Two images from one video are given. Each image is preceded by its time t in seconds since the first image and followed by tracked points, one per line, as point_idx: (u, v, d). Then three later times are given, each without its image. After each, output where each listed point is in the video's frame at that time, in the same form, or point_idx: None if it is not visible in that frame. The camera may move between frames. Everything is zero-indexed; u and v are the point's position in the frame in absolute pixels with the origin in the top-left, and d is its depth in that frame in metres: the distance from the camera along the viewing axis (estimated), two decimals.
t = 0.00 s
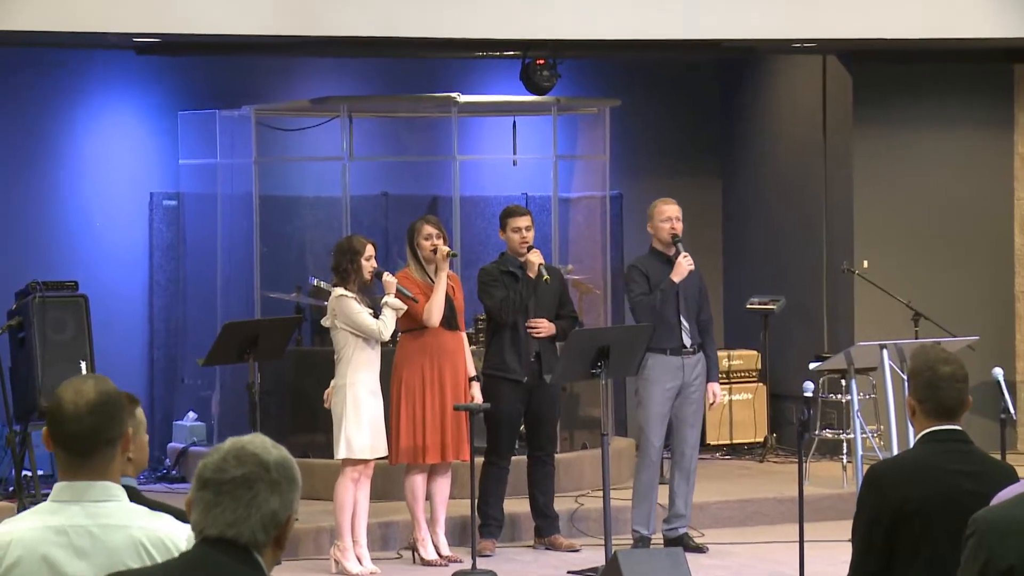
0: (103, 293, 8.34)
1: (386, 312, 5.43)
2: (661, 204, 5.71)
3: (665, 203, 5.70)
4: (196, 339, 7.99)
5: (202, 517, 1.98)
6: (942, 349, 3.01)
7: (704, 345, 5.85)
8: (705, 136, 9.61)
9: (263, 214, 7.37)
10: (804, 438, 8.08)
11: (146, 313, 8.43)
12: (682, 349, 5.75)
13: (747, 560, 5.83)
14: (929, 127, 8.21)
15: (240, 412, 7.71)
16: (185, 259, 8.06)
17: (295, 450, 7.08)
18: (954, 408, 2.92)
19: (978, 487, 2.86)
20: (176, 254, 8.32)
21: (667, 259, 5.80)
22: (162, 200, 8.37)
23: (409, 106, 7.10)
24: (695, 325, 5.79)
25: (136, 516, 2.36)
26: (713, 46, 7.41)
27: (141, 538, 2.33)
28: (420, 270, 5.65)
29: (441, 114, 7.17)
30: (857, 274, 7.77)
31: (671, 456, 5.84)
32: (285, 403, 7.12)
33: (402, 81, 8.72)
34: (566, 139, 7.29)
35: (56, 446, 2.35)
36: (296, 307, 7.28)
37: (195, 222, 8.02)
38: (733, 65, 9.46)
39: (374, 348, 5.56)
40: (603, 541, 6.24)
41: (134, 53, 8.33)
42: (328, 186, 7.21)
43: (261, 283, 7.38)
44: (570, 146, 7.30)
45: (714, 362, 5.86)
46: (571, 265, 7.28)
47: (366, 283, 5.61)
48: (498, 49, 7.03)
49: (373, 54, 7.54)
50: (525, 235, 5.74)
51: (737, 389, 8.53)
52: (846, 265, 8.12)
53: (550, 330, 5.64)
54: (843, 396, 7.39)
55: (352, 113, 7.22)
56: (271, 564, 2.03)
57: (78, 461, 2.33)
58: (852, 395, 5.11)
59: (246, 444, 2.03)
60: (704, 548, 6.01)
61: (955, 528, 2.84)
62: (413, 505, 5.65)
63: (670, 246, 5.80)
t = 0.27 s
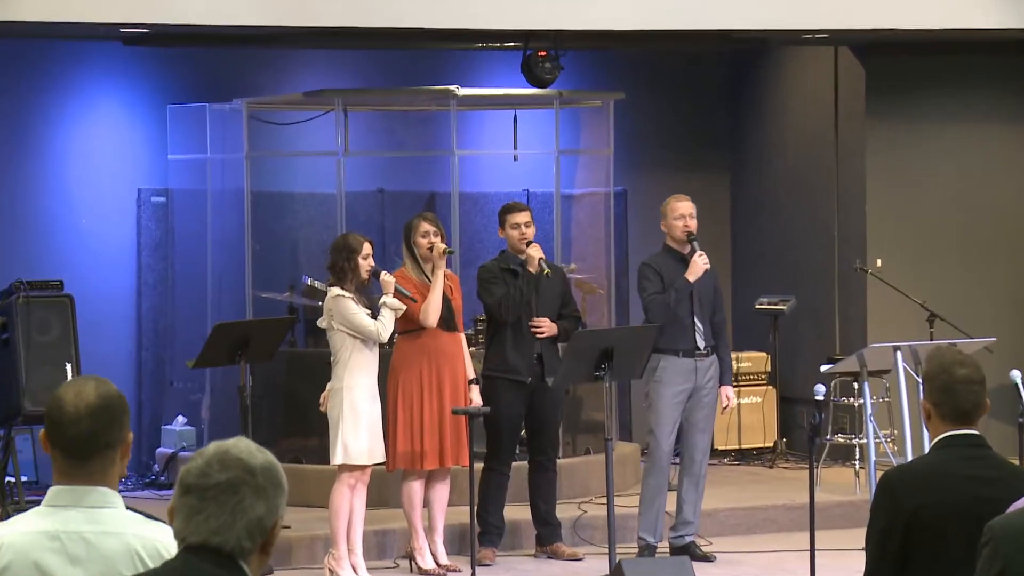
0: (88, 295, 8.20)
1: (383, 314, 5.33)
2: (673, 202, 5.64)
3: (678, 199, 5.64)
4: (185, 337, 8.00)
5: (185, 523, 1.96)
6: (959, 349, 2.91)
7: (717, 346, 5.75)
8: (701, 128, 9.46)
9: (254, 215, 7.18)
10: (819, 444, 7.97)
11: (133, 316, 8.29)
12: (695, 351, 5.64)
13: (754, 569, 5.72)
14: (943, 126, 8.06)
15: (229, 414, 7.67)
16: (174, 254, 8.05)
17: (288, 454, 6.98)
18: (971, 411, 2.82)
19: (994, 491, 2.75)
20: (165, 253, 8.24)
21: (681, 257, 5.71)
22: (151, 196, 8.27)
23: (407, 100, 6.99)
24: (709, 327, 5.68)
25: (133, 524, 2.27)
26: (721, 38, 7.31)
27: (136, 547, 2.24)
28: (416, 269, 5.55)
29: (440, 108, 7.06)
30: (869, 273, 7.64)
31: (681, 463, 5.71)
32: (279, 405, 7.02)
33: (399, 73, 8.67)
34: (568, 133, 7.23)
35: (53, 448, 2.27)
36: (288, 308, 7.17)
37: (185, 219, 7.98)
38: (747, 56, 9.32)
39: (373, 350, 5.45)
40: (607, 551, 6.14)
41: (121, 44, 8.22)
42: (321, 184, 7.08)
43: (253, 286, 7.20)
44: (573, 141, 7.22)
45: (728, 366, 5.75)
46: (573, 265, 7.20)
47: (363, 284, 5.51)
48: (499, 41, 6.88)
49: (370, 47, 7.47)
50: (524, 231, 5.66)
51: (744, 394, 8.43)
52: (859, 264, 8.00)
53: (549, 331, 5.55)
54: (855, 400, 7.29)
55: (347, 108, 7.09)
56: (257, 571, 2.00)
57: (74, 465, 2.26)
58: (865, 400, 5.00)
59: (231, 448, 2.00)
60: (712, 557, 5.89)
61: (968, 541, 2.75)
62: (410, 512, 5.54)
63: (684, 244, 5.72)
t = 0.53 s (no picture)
0: (71, 295, 8.09)
1: (381, 313, 5.23)
2: (685, 198, 5.54)
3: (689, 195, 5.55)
4: (173, 335, 7.89)
5: (168, 531, 1.93)
6: (974, 350, 2.84)
7: (728, 348, 5.64)
8: (699, 122, 9.35)
9: (246, 215, 7.12)
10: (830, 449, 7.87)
11: (120, 315, 8.19)
12: (702, 352, 5.53)
13: None
14: (952, 125, 7.97)
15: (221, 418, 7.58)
16: (162, 251, 7.94)
17: (282, 458, 6.88)
18: (988, 415, 2.73)
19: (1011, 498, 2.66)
20: (153, 250, 8.15)
21: (693, 255, 5.62)
22: (139, 192, 8.18)
23: (401, 93, 6.89)
24: (719, 328, 5.57)
25: (114, 530, 2.18)
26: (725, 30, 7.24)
27: (116, 552, 2.14)
28: (412, 267, 5.46)
29: (438, 100, 6.96)
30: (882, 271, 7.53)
31: (687, 468, 5.59)
32: (269, 408, 6.92)
33: (395, 64, 8.54)
34: (571, 128, 7.08)
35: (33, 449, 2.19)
36: (280, 308, 7.08)
37: (174, 214, 7.90)
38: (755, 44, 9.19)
39: (369, 351, 5.36)
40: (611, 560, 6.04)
41: (107, 34, 8.12)
42: (316, 178, 7.01)
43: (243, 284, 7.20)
44: (575, 136, 7.08)
45: (737, 371, 5.65)
46: (575, 264, 7.07)
47: (360, 284, 5.41)
48: (499, 32, 6.77)
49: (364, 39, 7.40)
50: (523, 227, 5.56)
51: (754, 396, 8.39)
52: (871, 262, 7.91)
53: (548, 331, 5.49)
54: (868, 403, 7.20)
55: (341, 100, 7.02)
56: None
57: (53, 467, 2.18)
58: (879, 403, 4.98)
59: (214, 453, 1.97)
60: (718, 566, 5.79)
61: (981, 550, 2.66)
62: (405, 519, 5.44)
63: (695, 242, 5.63)
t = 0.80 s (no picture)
0: (55, 293, 8.01)
1: (377, 314, 5.12)
2: (695, 194, 5.43)
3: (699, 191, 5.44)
4: (161, 336, 7.78)
5: (151, 540, 1.84)
6: (994, 352, 2.78)
7: (737, 350, 5.56)
8: (699, 120, 9.25)
9: (237, 211, 7.11)
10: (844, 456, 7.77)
11: (106, 313, 8.12)
12: (709, 355, 5.44)
13: None
14: (960, 123, 7.88)
15: (210, 421, 7.48)
16: (151, 248, 7.84)
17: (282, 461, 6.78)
18: (1007, 421, 2.66)
19: None
20: (140, 248, 8.04)
21: (699, 254, 5.52)
22: (126, 188, 8.08)
23: (397, 85, 6.78)
24: (728, 329, 5.49)
25: (88, 537, 2.12)
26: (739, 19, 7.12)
27: (91, 557, 2.08)
28: (409, 267, 5.36)
29: (436, 94, 6.83)
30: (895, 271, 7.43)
31: (694, 475, 5.48)
32: (261, 411, 6.84)
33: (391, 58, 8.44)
34: (572, 121, 7.00)
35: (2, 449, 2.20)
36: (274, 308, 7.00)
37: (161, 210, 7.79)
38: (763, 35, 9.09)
39: (365, 353, 5.27)
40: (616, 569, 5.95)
41: (93, 26, 8.04)
42: (310, 175, 6.89)
43: (234, 284, 7.11)
44: (578, 131, 7.00)
45: (747, 373, 5.54)
46: (578, 263, 6.96)
47: (356, 284, 5.32)
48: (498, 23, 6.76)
49: (358, 30, 7.27)
50: (523, 225, 5.47)
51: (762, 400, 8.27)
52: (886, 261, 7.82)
53: (549, 331, 5.39)
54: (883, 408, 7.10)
55: (335, 94, 6.88)
56: None
57: (24, 469, 2.18)
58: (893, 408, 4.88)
59: (199, 458, 1.87)
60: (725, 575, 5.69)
61: (1002, 560, 2.56)
62: (401, 528, 5.34)
63: (703, 241, 5.53)
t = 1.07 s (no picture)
0: (39, 292, 7.92)
1: (375, 316, 5.02)
2: (703, 191, 5.36)
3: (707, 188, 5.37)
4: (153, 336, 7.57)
5: (136, 547, 1.92)
6: (1011, 354, 2.72)
7: (746, 351, 5.49)
8: (701, 115, 9.11)
9: (229, 210, 6.92)
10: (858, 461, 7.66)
11: (93, 313, 8.03)
12: (716, 357, 5.34)
13: None
14: (967, 121, 7.79)
15: (200, 425, 7.42)
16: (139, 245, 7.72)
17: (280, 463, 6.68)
18: None
19: None
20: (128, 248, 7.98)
21: (707, 253, 5.43)
22: (113, 185, 7.98)
23: (394, 78, 6.70)
24: (735, 329, 5.38)
25: (48, 545, 2.18)
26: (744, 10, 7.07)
27: (51, 567, 2.13)
28: (407, 268, 5.28)
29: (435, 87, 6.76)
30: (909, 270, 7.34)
31: (702, 482, 5.39)
32: (253, 414, 6.75)
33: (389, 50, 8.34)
34: (576, 116, 6.85)
35: None
36: (265, 308, 6.85)
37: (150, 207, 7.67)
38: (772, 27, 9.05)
39: (362, 356, 5.19)
40: None
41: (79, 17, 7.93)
42: (305, 171, 6.79)
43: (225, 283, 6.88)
44: (581, 126, 6.86)
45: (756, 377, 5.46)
46: (582, 261, 6.87)
47: (353, 284, 5.24)
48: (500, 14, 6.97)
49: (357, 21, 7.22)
50: (524, 224, 5.38)
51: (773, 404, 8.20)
52: (900, 260, 7.73)
53: (553, 335, 5.31)
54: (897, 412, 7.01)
55: (330, 88, 6.82)
56: None
57: None
58: (907, 412, 4.80)
59: (184, 465, 1.95)
60: None
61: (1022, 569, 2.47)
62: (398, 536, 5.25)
63: (711, 239, 5.43)
